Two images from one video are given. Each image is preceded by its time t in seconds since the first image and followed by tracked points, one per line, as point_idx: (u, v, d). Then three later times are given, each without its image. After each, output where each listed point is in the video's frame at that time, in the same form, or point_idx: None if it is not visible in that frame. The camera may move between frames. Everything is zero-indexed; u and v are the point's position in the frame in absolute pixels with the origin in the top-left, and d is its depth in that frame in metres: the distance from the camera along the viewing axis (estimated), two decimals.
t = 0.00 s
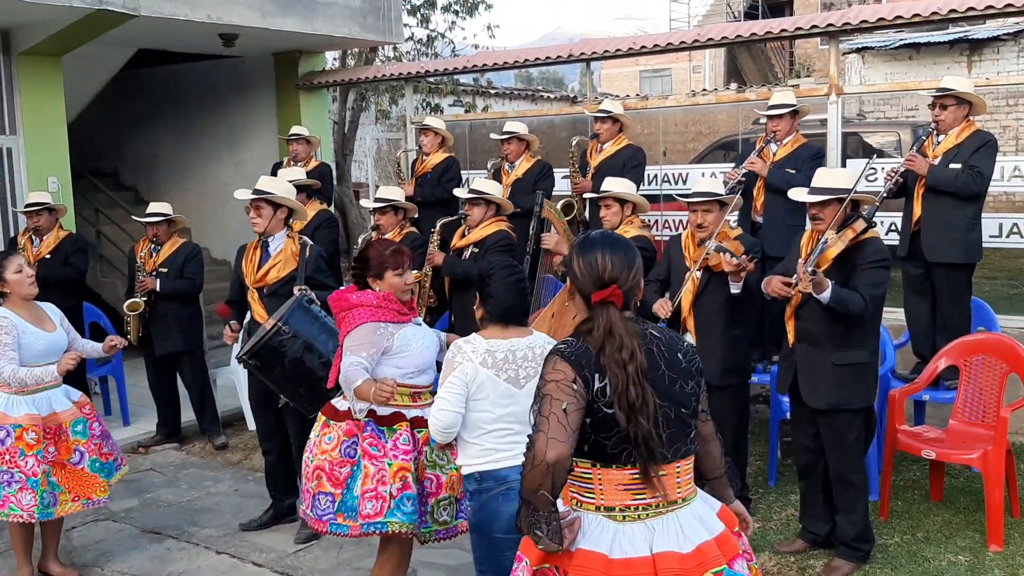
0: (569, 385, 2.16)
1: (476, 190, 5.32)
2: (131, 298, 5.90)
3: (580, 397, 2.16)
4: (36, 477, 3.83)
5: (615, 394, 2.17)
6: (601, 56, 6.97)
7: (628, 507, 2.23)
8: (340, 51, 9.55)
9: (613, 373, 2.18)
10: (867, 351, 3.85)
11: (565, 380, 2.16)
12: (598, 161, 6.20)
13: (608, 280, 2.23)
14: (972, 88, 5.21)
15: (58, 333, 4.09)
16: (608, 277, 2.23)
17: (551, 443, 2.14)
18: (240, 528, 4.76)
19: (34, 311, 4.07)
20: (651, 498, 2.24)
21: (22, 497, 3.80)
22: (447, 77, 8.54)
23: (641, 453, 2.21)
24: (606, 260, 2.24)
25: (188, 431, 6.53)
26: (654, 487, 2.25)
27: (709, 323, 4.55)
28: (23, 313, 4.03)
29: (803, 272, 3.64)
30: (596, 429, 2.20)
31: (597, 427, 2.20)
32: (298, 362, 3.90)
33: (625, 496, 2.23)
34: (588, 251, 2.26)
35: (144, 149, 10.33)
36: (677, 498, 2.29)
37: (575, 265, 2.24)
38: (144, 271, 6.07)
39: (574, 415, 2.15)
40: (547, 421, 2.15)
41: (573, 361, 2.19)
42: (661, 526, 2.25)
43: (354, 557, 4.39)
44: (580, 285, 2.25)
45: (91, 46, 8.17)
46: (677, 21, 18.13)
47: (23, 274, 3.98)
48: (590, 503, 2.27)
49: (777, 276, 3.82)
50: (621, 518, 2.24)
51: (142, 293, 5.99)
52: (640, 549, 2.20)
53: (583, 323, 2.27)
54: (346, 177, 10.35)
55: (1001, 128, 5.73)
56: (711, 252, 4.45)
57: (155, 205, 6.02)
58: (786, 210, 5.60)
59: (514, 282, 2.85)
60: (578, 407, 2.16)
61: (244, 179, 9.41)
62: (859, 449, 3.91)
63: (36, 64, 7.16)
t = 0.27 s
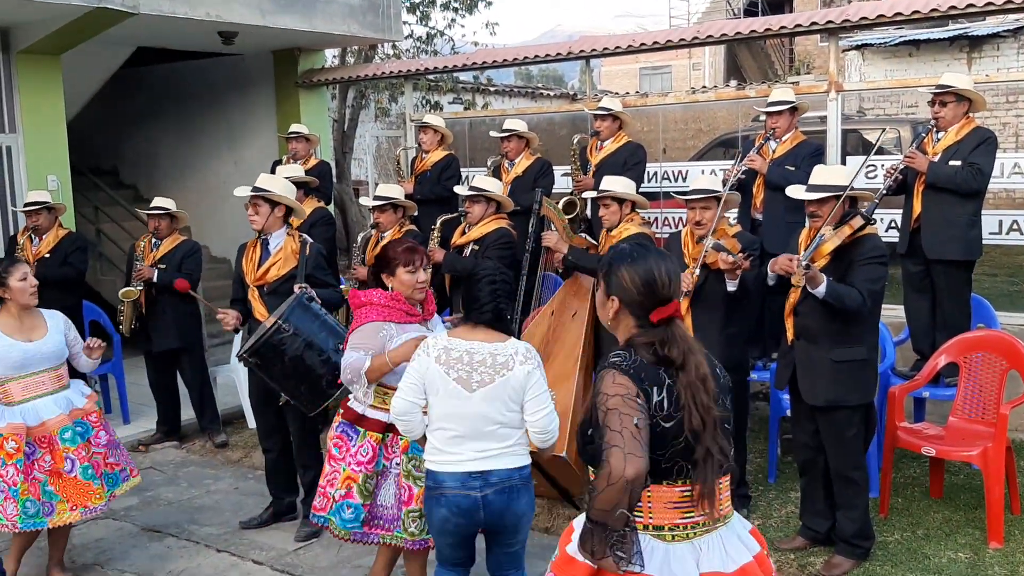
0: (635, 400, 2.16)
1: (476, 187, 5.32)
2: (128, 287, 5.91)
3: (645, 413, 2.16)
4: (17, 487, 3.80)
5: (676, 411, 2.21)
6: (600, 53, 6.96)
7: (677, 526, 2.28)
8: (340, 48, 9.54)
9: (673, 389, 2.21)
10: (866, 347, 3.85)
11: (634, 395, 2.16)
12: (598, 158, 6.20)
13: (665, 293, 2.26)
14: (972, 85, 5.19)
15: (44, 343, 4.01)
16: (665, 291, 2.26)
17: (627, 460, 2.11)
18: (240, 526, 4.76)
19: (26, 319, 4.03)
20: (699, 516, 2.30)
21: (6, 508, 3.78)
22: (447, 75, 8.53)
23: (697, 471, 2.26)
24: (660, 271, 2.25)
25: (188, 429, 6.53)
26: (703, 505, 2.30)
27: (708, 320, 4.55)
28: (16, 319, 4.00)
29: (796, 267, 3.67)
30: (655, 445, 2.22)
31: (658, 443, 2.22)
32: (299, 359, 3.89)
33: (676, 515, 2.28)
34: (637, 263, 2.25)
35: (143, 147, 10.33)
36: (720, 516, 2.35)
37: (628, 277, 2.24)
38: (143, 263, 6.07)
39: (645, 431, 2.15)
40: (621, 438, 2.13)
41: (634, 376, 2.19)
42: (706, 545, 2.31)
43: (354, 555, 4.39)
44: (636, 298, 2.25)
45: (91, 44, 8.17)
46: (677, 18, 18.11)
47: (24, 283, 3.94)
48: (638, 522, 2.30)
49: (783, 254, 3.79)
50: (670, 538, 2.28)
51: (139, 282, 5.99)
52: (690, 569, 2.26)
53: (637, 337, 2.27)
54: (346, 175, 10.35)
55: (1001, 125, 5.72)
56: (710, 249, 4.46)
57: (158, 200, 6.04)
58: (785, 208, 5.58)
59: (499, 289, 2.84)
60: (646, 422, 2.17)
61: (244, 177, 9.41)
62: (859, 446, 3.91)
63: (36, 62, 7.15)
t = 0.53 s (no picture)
0: (684, 408, 2.10)
1: (479, 183, 5.30)
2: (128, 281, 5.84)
3: (692, 418, 2.11)
4: None
5: (720, 414, 2.19)
6: (601, 50, 6.95)
7: (717, 530, 2.26)
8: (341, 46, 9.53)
9: (717, 392, 2.19)
10: (868, 345, 3.85)
11: (683, 402, 2.11)
12: (599, 156, 6.19)
13: (706, 289, 2.23)
14: (975, 82, 5.19)
15: (19, 335, 4.08)
16: (705, 289, 2.23)
17: (681, 477, 2.06)
18: (242, 524, 4.77)
19: (17, 309, 4.15)
20: (739, 519, 2.28)
21: None
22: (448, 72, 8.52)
23: (737, 471, 2.25)
24: (700, 265, 2.22)
25: (190, 427, 6.54)
26: (742, 506, 2.28)
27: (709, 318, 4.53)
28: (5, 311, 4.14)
29: (800, 267, 3.66)
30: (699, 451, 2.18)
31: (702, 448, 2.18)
32: (299, 358, 3.90)
33: (716, 519, 2.26)
34: (677, 259, 2.22)
35: (144, 145, 10.33)
36: (757, 517, 2.32)
37: (669, 271, 2.22)
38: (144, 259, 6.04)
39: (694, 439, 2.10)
40: (674, 452, 2.07)
41: (681, 381, 2.14)
42: (746, 549, 2.28)
43: (356, 553, 4.40)
44: (676, 295, 2.22)
45: (91, 41, 8.16)
46: (678, 15, 18.08)
47: (15, 273, 4.09)
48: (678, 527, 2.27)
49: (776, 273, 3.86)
50: (710, 543, 2.26)
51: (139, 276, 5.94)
52: None
53: (678, 339, 2.23)
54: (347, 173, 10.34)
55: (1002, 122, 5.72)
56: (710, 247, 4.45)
57: (161, 197, 6.04)
58: (786, 205, 5.57)
59: (443, 296, 2.94)
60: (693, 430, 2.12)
61: (244, 175, 9.41)
62: (860, 444, 3.91)
63: (36, 60, 7.15)
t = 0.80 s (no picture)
0: (780, 412, 2.01)
1: (480, 180, 5.29)
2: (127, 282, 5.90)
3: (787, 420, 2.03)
4: None
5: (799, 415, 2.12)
6: (601, 48, 6.94)
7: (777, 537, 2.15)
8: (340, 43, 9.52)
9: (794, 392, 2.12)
10: (868, 342, 3.84)
11: (779, 405, 2.01)
12: (599, 153, 6.19)
13: (766, 288, 2.16)
14: (976, 79, 5.18)
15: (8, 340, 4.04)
16: (765, 287, 2.17)
17: (797, 485, 1.97)
18: (242, 522, 4.76)
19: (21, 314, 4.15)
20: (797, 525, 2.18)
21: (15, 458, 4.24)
22: (448, 70, 8.51)
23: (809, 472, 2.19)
24: (756, 263, 2.16)
25: (190, 425, 6.54)
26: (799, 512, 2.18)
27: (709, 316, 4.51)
28: (11, 322, 4.17)
29: (804, 266, 3.64)
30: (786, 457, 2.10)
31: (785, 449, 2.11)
32: (299, 356, 3.89)
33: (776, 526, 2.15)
34: (733, 261, 2.16)
35: (144, 142, 10.32)
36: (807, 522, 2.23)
37: (725, 271, 2.15)
38: (144, 258, 6.06)
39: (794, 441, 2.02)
40: (785, 457, 1.98)
41: (772, 386, 2.04)
42: (800, 556, 2.18)
43: (356, 551, 4.40)
44: (738, 294, 2.15)
45: (91, 39, 8.16)
46: (678, 12, 18.07)
47: None
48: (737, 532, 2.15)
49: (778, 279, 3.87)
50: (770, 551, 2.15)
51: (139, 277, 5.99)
52: None
53: (743, 340, 2.16)
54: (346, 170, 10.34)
55: (1003, 118, 5.71)
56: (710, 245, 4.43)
57: (160, 195, 6.04)
58: (787, 202, 5.57)
59: (421, 302, 2.92)
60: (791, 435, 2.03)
61: (244, 173, 9.40)
62: (860, 441, 3.90)
63: (36, 58, 7.14)
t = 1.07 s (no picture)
0: (797, 393, 2.02)
1: (479, 178, 5.30)
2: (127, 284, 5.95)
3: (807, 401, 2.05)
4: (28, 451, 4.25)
5: (824, 404, 2.14)
6: (599, 46, 6.96)
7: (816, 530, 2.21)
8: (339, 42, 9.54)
9: (818, 381, 2.14)
10: (865, 339, 3.87)
11: (796, 385, 2.04)
12: (597, 150, 6.21)
13: (803, 281, 2.16)
14: (973, 77, 5.20)
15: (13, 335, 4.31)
16: (801, 282, 2.17)
17: (811, 456, 1.97)
18: (243, 520, 4.78)
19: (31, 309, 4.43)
20: (833, 517, 2.24)
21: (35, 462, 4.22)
22: (447, 68, 8.52)
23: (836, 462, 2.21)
24: (796, 255, 2.15)
25: (190, 423, 6.56)
26: (834, 504, 2.25)
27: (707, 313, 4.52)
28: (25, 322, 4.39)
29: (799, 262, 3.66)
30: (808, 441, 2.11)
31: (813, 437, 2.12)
32: (299, 354, 3.90)
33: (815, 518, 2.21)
34: (769, 251, 2.14)
35: (144, 142, 10.33)
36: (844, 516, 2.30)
37: (766, 260, 2.13)
38: (145, 259, 6.09)
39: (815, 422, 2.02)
40: (799, 431, 1.98)
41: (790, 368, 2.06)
42: (840, 548, 2.25)
43: (356, 548, 4.41)
44: (776, 285, 2.13)
45: (91, 38, 8.17)
46: (677, 11, 18.08)
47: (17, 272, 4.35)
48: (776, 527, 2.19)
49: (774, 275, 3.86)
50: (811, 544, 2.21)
51: (139, 279, 6.03)
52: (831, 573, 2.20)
53: (776, 332, 2.16)
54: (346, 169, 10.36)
55: (1000, 116, 5.72)
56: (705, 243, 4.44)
57: (158, 195, 6.05)
58: (785, 200, 5.59)
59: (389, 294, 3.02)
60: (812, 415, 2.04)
61: (244, 172, 9.42)
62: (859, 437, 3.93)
63: (36, 58, 7.16)
